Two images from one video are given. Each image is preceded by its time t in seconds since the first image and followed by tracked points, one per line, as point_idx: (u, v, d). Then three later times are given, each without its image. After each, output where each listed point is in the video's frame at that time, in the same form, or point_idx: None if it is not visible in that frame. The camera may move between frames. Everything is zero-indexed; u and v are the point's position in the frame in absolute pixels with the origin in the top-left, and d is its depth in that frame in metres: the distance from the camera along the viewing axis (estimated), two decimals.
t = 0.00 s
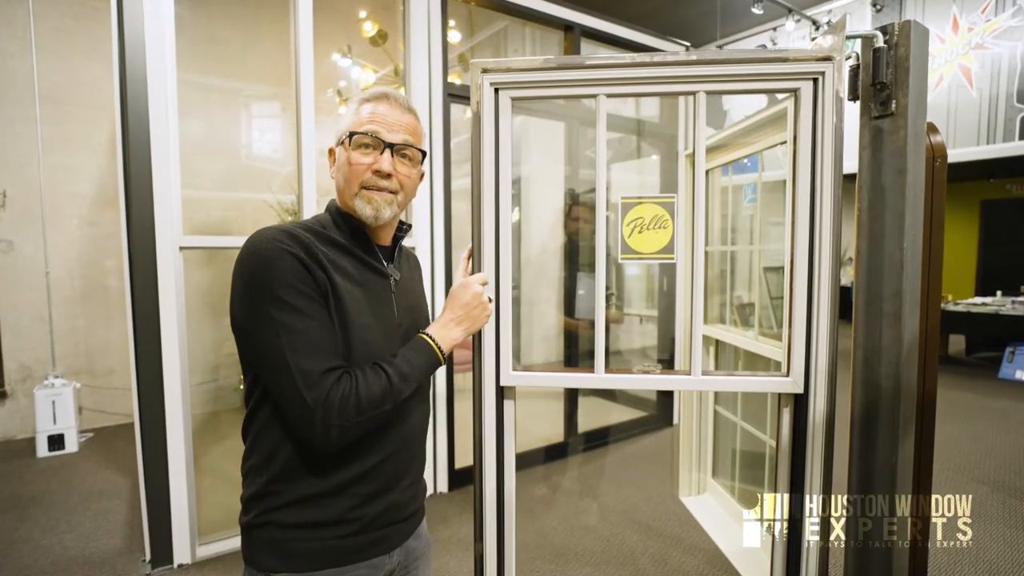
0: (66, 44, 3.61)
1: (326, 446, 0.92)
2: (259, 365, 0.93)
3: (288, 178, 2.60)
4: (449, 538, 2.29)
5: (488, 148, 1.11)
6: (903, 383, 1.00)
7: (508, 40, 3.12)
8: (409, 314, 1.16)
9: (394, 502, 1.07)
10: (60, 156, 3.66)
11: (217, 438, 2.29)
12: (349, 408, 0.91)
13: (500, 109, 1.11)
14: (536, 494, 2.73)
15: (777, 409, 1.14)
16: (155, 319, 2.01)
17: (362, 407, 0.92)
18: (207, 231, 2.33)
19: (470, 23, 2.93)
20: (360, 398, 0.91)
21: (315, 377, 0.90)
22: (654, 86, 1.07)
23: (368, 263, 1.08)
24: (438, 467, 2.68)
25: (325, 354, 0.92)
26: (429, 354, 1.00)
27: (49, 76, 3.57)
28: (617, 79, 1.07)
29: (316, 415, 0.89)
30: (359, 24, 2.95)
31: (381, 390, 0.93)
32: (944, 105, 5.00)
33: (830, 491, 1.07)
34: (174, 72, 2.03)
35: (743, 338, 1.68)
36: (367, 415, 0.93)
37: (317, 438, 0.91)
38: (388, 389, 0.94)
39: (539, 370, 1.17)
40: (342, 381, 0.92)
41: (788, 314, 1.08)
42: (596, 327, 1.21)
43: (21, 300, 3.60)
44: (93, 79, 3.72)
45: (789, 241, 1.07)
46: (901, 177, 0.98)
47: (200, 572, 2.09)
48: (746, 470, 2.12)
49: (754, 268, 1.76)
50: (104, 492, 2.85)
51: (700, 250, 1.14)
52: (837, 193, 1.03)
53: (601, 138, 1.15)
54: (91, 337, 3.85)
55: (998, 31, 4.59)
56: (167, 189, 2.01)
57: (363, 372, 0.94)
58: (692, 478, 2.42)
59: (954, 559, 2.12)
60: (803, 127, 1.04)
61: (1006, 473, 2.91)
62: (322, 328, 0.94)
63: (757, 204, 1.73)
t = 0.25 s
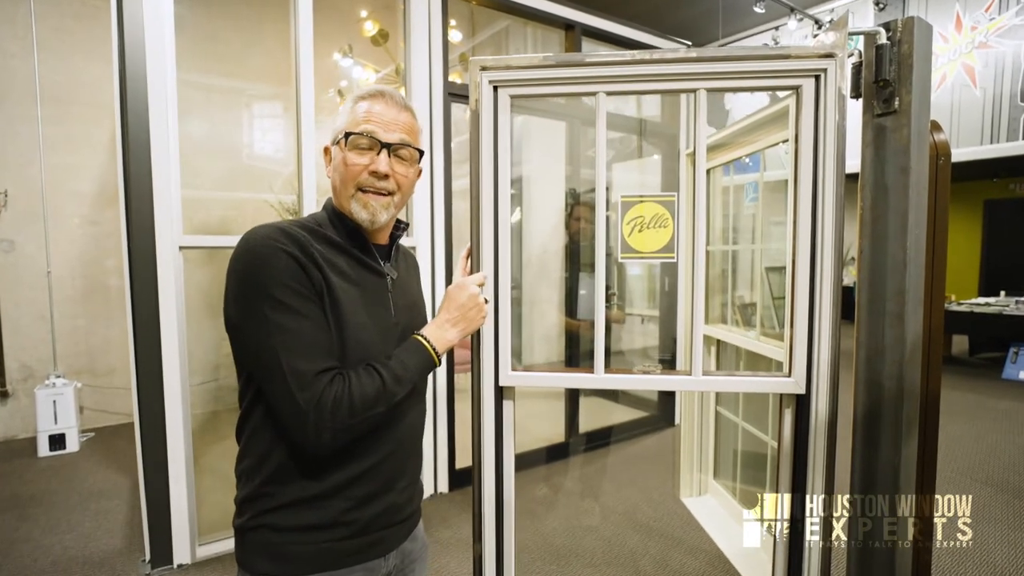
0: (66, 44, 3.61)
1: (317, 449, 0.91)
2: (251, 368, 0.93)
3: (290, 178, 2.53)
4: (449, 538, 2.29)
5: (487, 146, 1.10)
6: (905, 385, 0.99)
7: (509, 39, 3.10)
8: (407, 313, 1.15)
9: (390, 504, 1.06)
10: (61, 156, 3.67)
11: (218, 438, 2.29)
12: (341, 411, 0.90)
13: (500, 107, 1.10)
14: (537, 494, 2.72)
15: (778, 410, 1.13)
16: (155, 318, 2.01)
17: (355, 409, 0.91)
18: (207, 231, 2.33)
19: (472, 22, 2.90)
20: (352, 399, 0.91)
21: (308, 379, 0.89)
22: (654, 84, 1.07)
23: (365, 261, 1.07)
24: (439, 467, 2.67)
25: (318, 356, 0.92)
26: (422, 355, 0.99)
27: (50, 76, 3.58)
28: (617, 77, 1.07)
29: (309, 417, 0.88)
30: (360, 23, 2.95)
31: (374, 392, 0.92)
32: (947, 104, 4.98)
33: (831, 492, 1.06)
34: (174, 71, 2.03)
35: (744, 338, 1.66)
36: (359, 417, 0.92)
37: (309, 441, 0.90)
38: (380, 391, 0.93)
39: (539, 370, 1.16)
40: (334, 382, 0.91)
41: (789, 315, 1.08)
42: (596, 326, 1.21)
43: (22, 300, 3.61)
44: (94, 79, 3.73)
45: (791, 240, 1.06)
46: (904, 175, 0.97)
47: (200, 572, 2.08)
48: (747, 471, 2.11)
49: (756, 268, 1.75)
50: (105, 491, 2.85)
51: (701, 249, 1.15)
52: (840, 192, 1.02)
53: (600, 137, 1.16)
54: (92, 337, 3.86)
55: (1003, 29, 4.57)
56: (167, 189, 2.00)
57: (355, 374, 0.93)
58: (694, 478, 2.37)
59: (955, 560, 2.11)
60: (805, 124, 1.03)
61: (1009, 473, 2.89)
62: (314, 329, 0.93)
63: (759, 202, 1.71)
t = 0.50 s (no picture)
0: (68, 44, 3.61)
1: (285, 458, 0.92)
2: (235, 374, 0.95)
3: (292, 178, 2.54)
4: (450, 538, 2.28)
5: (487, 144, 1.09)
6: (910, 386, 0.98)
7: (512, 39, 3.09)
8: (406, 313, 1.14)
9: (388, 506, 1.05)
10: (63, 156, 3.67)
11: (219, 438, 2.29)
12: (309, 424, 0.89)
13: (500, 105, 1.10)
14: (538, 495, 2.71)
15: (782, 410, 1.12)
16: (156, 318, 2.00)
17: (326, 421, 0.89)
18: (208, 230, 2.33)
19: (474, 21, 2.91)
20: (321, 411, 0.89)
21: (279, 389, 0.88)
22: (656, 82, 1.06)
23: (364, 260, 1.07)
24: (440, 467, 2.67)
25: (296, 364, 0.91)
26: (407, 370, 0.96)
27: (51, 76, 3.58)
28: (620, 74, 1.06)
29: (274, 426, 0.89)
30: (362, 22, 2.96)
31: (346, 404, 0.90)
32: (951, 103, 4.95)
33: (836, 493, 1.05)
34: (175, 70, 2.02)
35: (748, 338, 1.65)
36: (329, 429, 0.90)
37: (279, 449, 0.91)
38: (353, 403, 0.90)
39: (540, 370, 1.16)
40: (307, 392, 0.90)
41: (793, 314, 1.07)
42: (597, 326, 1.20)
43: (24, 299, 3.62)
44: (96, 79, 3.73)
45: (795, 239, 1.05)
46: (909, 173, 0.96)
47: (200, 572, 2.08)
48: (750, 471, 2.10)
49: (759, 267, 1.74)
50: (107, 491, 2.85)
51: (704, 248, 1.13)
52: (844, 190, 1.01)
53: (601, 136, 1.14)
54: (94, 336, 3.86)
55: (1007, 28, 4.51)
56: (167, 188, 2.00)
57: (329, 385, 0.92)
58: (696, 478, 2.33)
59: (958, 560, 2.10)
60: (809, 122, 1.02)
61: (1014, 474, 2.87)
62: (299, 335, 0.93)
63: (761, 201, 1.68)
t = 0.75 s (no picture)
0: (70, 44, 3.62)
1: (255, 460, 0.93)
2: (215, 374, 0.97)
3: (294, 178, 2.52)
4: (450, 538, 2.28)
5: (488, 143, 1.09)
6: (916, 385, 0.97)
7: (514, 38, 3.08)
8: (403, 312, 1.14)
9: (386, 507, 1.04)
10: (66, 156, 3.68)
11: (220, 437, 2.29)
12: (271, 433, 0.89)
13: (500, 103, 1.09)
14: (540, 495, 2.70)
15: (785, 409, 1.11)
16: (156, 317, 2.00)
17: (289, 431, 0.89)
18: (209, 230, 2.33)
19: (475, 20, 2.90)
20: (280, 422, 0.88)
21: (247, 395, 0.89)
22: (656, 79, 1.05)
23: (360, 259, 1.06)
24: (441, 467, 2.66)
25: (269, 370, 0.90)
26: (381, 387, 0.91)
27: (54, 76, 3.59)
28: (620, 71, 1.05)
29: (237, 430, 0.91)
30: (364, 22, 2.96)
31: (310, 417, 0.89)
32: (955, 102, 4.94)
33: (840, 493, 1.05)
34: (175, 70, 2.02)
35: (750, 338, 1.64)
36: (292, 439, 0.89)
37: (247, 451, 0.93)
38: (318, 414, 0.89)
39: (541, 370, 1.15)
40: (273, 400, 0.90)
41: (796, 314, 1.06)
42: (597, 326, 1.19)
43: (27, 299, 3.63)
44: (98, 79, 3.74)
45: (797, 238, 1.05)
46: (913, 170, 0.95)
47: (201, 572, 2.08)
48: (752, 471, 2.09)
49: (762, 267, 1.73)
50: (108, 490, 2.86)
51: (706, 247, 1.12)
52: (847, 188, 1.00)
53: (602, 134, 1.14)
54: (96, 336, 3.86)
55: (1011, 26, 4.50)
56: (168, 187, 2.00)
57: (297, 394, 0.91)
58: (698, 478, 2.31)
59: (961, 561, 2.08)
60: (812, 120, 1.01)
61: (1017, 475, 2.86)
62: (278, 339, 0.92)
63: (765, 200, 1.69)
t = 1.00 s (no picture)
0: (72, 43, 3.63)
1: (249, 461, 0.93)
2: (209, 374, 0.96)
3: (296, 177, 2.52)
4: (451, 538, 2.27)
5: (487, 140, 1.08)
6: (920, 385, 0.96)
7: (516, 37, 3.07)
8: (402, 311, 1.13)
9: (383, 507, 1.04)
10: (67, 156, 3.68)
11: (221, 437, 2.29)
12: (265, 435, 0.88)
13: (500, 101, 1.09)
14: (541, 495, 2.69)
15: (787, 409, 1.10)
16: (157, 316, 2.00)
17: (283, 433, 0.88)
18: (211, 230, 2.33)
19: (477, 20, 2.91)
20: (275, 424, 0.88)
21: (240, 397, 0.89)
22: (658, 76, 1.04)
23: (358, 257, 1.06)
24: (442, 466, 2.66)
25: (264, 371, 0.90)
26: (376, 390, 0.90)
27: (56, 75, 3.59)
28: (621, 68, 1.04)
29: (231, 432, 0.90)
30: (365, 21, 2.96)
31: (304, 420, 0.88)
32: (959, 101, 4.91)
33: (842, 494, 1.04)
34: (176, 69, 2.02)
35: (752, 337, 1.63)
36: (286, 441, 0.89)
37: (242, 453, 0.92)
38: (312, 418, 0.89)
39: (541, 369, 1.14)
40: (268, 402, 0.89)
41: (799, 313, 1.05)
42: (598, 326, 1.18)
43: (30, 298, 3.63)
44: (100, 78, 3.74)
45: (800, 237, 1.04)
46: (918, 167, 0.94)
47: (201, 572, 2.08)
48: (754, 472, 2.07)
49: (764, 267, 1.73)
50: (110, 490, 2.86)
51: (707, 246, 1.11)
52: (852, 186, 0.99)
53: (603, 133, 1.12)
54: (98, 336, 3.87)
55: (1016, 24, 4.47)
56: (168, 186, 2.00)
57: (291, 397, 0.90)
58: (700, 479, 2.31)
59: (965, 563, 2.07)
60: (815, 117, 1.00)
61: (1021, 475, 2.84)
62: (275, 340, 0.92)
63: (767, 199, 1.68)
